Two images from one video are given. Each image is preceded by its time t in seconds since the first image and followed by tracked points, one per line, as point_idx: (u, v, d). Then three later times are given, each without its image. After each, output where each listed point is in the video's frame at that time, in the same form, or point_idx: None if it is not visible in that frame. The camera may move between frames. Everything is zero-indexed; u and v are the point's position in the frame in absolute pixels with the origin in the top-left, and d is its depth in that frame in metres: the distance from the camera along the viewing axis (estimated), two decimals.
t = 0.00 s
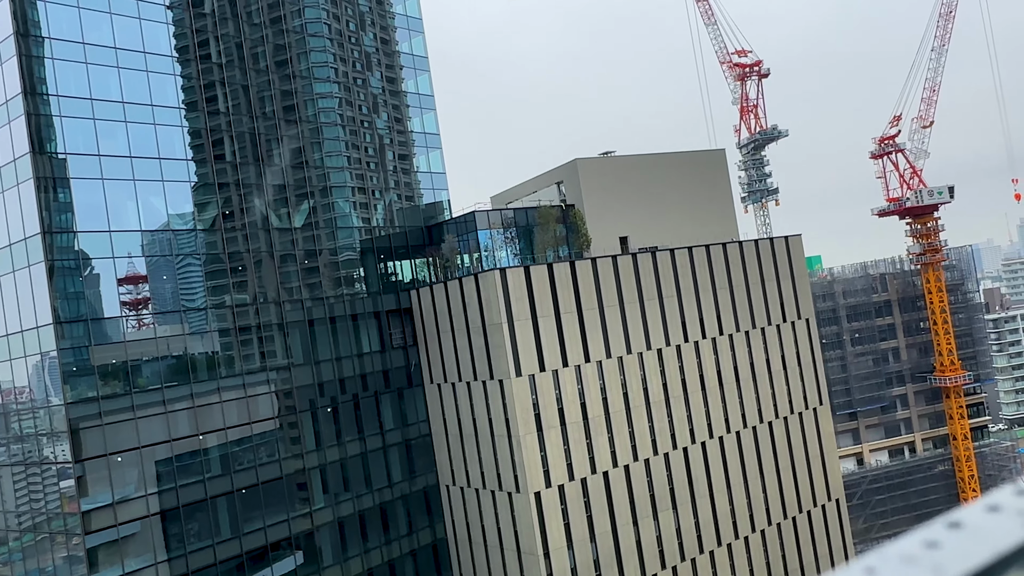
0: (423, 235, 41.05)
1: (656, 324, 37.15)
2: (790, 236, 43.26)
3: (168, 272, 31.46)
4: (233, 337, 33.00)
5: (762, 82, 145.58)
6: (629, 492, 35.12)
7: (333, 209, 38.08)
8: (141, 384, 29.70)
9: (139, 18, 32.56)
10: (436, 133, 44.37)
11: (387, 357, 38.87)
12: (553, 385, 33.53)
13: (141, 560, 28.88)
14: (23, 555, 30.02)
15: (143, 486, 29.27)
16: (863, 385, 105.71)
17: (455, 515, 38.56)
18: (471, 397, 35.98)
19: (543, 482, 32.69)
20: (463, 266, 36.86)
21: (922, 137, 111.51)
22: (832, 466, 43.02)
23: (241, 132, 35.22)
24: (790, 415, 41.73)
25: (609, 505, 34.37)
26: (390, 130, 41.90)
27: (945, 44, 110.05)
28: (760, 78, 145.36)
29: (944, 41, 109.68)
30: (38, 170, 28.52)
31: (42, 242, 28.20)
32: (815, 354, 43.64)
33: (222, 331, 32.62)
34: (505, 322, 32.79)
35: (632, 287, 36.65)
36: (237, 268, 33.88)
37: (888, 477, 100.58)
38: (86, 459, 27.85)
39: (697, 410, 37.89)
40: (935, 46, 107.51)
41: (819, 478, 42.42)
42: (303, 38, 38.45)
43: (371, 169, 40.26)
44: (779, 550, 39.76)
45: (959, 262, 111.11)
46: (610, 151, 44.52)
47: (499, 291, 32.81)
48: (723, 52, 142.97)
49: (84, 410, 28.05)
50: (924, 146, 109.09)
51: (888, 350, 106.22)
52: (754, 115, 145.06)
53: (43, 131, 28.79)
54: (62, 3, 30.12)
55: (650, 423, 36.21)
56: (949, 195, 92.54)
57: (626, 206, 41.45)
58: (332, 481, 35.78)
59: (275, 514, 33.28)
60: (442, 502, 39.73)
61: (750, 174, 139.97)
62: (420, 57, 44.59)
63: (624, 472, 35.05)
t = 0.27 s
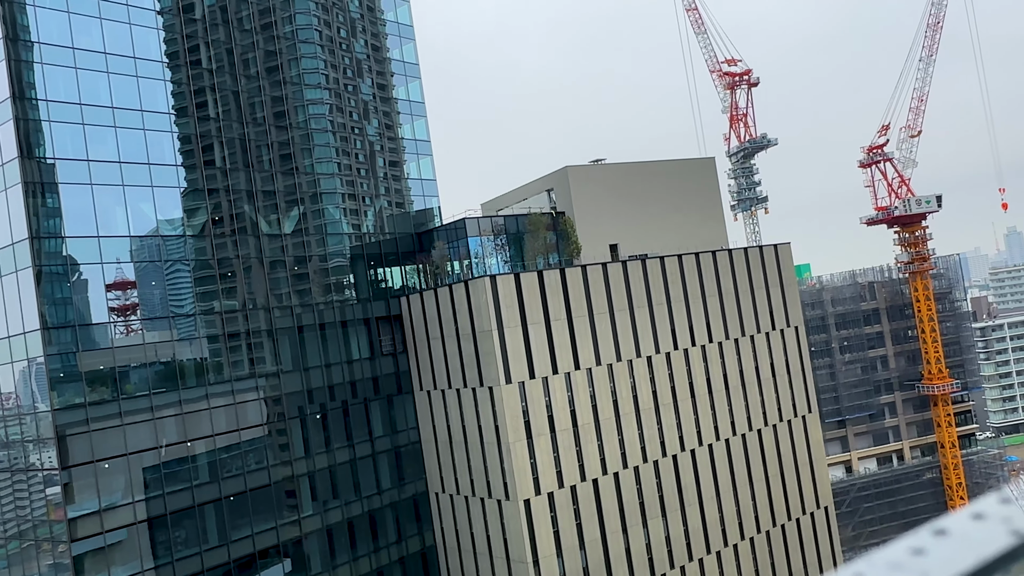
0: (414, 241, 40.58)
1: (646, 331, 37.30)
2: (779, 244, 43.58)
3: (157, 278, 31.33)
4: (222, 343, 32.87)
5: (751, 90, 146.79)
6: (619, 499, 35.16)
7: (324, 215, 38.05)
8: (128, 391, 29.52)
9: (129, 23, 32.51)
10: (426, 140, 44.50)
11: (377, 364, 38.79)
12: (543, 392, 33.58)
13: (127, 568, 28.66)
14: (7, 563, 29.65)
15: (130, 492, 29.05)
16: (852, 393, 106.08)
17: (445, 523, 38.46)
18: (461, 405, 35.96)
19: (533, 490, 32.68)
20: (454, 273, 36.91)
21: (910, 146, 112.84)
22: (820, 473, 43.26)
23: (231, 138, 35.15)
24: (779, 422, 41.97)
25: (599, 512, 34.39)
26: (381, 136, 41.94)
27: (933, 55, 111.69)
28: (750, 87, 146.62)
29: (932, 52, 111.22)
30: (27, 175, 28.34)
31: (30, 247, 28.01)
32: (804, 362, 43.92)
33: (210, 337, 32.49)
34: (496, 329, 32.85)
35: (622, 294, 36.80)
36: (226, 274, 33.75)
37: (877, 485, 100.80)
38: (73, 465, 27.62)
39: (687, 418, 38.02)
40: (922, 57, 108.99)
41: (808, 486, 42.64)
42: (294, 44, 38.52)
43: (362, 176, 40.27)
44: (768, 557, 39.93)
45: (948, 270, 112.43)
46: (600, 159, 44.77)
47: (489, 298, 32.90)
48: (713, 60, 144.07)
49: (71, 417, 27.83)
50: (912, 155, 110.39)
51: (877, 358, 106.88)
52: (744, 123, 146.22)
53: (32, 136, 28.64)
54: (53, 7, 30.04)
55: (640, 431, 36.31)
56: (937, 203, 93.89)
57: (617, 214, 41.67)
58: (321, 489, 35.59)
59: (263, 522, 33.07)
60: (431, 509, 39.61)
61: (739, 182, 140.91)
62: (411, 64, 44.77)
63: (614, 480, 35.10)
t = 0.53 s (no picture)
0: (405, 250, 41.12)
1: (636, 340, 37.42)
2: (769, 253, 43.85)
3: (147, 285, 31.19)
4: (211, 351, 32.71)
5: (742, 101, 147.96)
6: (609, 508, 35.16)
7: (315, 223, 37.99)
8: (117, 399, 29.31)
9: (121, 30, 32.51)
10: (418, 149, 44.59)
11: (367, 373, 38.69)
12: (534, 401, 33.61)
13: None
14: None
15: (118, 501, 28.81)
16: (842, 402, 106.70)
17: (435, 532, 38.31)
18: (451, 413, 35.91)
19: (523, 499, 32.64)
20: (445, 281, 37.24)
21: (900, 157, 113.89)
22: (810, 483, 43.41)
23: (222, 145, 35.10)
24: (769, 432, 42.12)
25: (589, 521, 34.38)
26: (373, 144, 41.94)
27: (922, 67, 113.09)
28: (740, 97, 147.84)
29: (921, 63, 112.63)
30: (16, 182, 28.22)
31: (19, 254, 27.86)
32: (794, 371, 44.14)
33: (200, 345, 32.33)
34: (486, 337, 32.86)
35: (613, 303, 36.94)
36: (216, 282, 33.64)
37: (866, 494, 101.61)
38: (60, 474, 27.38)
39: (677, 427, 38.12)
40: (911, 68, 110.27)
41: (798, 495, 42.76)
42: (286, 52, 38.58)
43: (353, 184, 40.26)
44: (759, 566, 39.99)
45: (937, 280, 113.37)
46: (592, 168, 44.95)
47: (480, 306, 32.94)
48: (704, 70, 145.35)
49: (59, 424, 27.60)
50: (902, 166, 111.42)
51: (866, 367, 107.57)
52: (735, 133, 147.33)
53: (21, 142, 28.53)
54: (44, 14, 30.01)
55: (631, 440, 36.36)
56: (926, 214, 94.69)
57: (607, 223, 41.83)
58: (311, 498, 35.39)
59: (252, 531, 32.85)
60: (421, 518, 39.46)
61: (730, 192, 141.76)
62: (403, 73, 44.92)
63: (605, 489, 35.12)
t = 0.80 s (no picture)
0: (396, 258, 40.66)
1: (627, 349, 37.53)
2: (759, 263, 44.12)
3: (136, 293, 31.03)
4: (200, 359, 32.55)
5: (732, 111, 149.12)
6: (599, 517, 35.16)
7: (305, 231, 37.95)
8: (105, 407, 29.10)
9: (111, 38, 32.48)
10: (409, 157, 44.59)
11: (357, 381, 38.56)
12: (524, 410, 33.61)
13: None
14: None
15: (105, 510, 28.57)
16: (831, 411, 107.18)
17: (425, 541, 38.15)
18: (442, 422, 35.85)
19: (513, 508, 32.58)
20: (436, 290, 37.05)
21: (888, 167, 115.07)
22: (800, 492, 43.57)
23: (213, 153, 35.06)
24: (759, 441, 42.25)
25: (579, 531, 34.35)
26: (364, 152, 41.95)
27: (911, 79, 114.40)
28: (731, 108, 149.06)
29: (909, 75, 113.95)
30: (5, 188, 28.09)
31: (6, 261, 27.69)
32: (784, 380, 44.38)
33: (189, 353, 32.17)
34: (477, 346, 32.87)
35: (603, 312, 37.06)
36: (206, 290, 33.51)
37: (856, 504, 102.27)
38: (47, 482, 27.14)
39: (667, 436, 38.21)
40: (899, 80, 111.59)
41: (787, 504, 42.89)
42: (278, 61, 38.63)
43: (344, 193, 40.24)
44: None
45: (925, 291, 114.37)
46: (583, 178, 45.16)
47: (471, 315, 32.96)
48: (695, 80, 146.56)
49: (46, 432, 27.36)
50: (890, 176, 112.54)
51: (855, 377, 108.25)
52: (725, 143, 148.41)
53: (10, 149, 28.42)
54: (34, 21, 29.96)
55: (621, 449, 36.41)
56: (915, 224, 95.58)
57: (598, 233, 42.01)
58: (300, 508, 35.18)
59: (240, 540, 32.61)
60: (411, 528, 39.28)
61: (720, 202, 142.65)
62: (394, 81, 45.03)
63: (595, 498, 35.12)
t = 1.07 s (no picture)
0: (386, 265, 40.94)
1: (616, 357, 37.66)
2: (748, 271, 44.43)
3: (124, 299, 30.87)
4: (189, 366, 32.40)
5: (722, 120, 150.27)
6: (589, 525, 35.18)
7: (295, 238, 37.90)
8: (92, 414, 28.90)
9: (101, 44, 32.42)
10: (399, 164, 44.62)
11: (346, 389, 38.44)
12: (514, 418, 33.61)
13: None
14: None
15: (92, 518, 28.34)
16: (819, 420, 107.72)
17: (414, 550, 37.99)
18: (431, 430, 35.80)
19: (503, 516, 32.53)
20: (427, 297, 37.20)
21: (877, 177, 116.33)
22: (789, 500, 43.75)
23: (203, 160, 35.00)
24: (748, 449, 42.43)
25: (569, 539, 34.35)
26: (354, 159, 41.97)
27: (899, 88, 115.95)
28: (720, 117, 150.23)
29: (896, 86, 115.40)
30: None
31: None
32: (773, 388, 44.62)
33: (177, 360, 32.01)
34: (467, 354, 32.90)
35: (593, 320, 37.21)
36: (195, 296, 33.37)
37: (844, 512, 102.38)
38: (33, 490, 26.92)
39: (656, 444, 38.30)
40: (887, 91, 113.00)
41: (776, 512, 43.05)
42: (268, 67, 38.66)
43: (334, 200, 40.20)
44: None
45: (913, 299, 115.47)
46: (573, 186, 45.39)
47: (461, 323, 33.01)
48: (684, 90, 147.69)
49: (32, 440, 27.15)
50: (878, 186, 113.74)
51: (844, 386, 108.99)
52: (714, 152, 149.50)
53: None
54: (23, 26, 29.89)
55: (610, 457, 36.47)
56: (903, 234, 96.32)
57: (588, 241, 42.23)
58: (289, 516, 34.99)
59: (228, 549, 32.38)
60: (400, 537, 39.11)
61: (710, 210, 143.52)
62: (385, 89, 45.12)
63: (584, 506, 35.15)
